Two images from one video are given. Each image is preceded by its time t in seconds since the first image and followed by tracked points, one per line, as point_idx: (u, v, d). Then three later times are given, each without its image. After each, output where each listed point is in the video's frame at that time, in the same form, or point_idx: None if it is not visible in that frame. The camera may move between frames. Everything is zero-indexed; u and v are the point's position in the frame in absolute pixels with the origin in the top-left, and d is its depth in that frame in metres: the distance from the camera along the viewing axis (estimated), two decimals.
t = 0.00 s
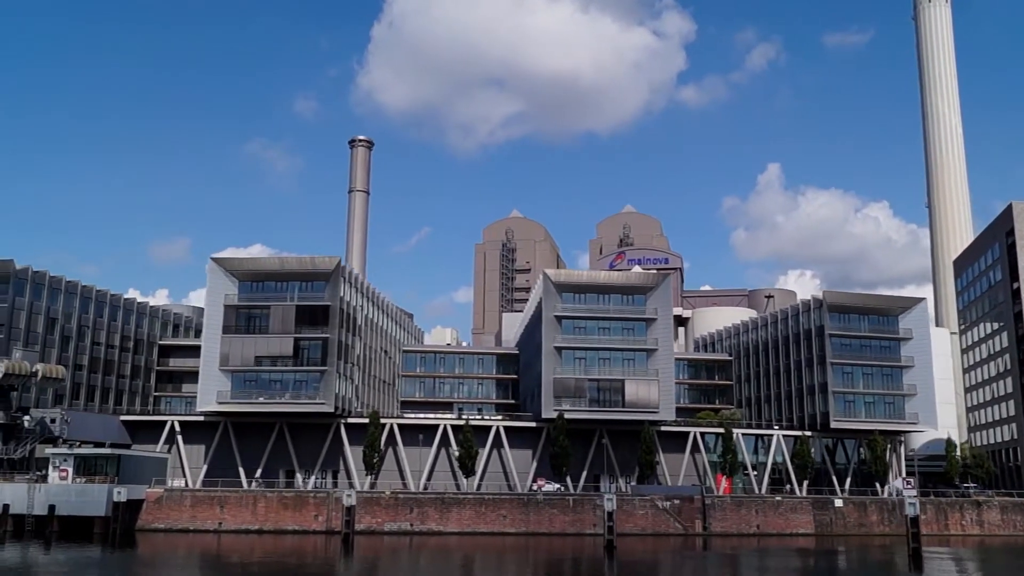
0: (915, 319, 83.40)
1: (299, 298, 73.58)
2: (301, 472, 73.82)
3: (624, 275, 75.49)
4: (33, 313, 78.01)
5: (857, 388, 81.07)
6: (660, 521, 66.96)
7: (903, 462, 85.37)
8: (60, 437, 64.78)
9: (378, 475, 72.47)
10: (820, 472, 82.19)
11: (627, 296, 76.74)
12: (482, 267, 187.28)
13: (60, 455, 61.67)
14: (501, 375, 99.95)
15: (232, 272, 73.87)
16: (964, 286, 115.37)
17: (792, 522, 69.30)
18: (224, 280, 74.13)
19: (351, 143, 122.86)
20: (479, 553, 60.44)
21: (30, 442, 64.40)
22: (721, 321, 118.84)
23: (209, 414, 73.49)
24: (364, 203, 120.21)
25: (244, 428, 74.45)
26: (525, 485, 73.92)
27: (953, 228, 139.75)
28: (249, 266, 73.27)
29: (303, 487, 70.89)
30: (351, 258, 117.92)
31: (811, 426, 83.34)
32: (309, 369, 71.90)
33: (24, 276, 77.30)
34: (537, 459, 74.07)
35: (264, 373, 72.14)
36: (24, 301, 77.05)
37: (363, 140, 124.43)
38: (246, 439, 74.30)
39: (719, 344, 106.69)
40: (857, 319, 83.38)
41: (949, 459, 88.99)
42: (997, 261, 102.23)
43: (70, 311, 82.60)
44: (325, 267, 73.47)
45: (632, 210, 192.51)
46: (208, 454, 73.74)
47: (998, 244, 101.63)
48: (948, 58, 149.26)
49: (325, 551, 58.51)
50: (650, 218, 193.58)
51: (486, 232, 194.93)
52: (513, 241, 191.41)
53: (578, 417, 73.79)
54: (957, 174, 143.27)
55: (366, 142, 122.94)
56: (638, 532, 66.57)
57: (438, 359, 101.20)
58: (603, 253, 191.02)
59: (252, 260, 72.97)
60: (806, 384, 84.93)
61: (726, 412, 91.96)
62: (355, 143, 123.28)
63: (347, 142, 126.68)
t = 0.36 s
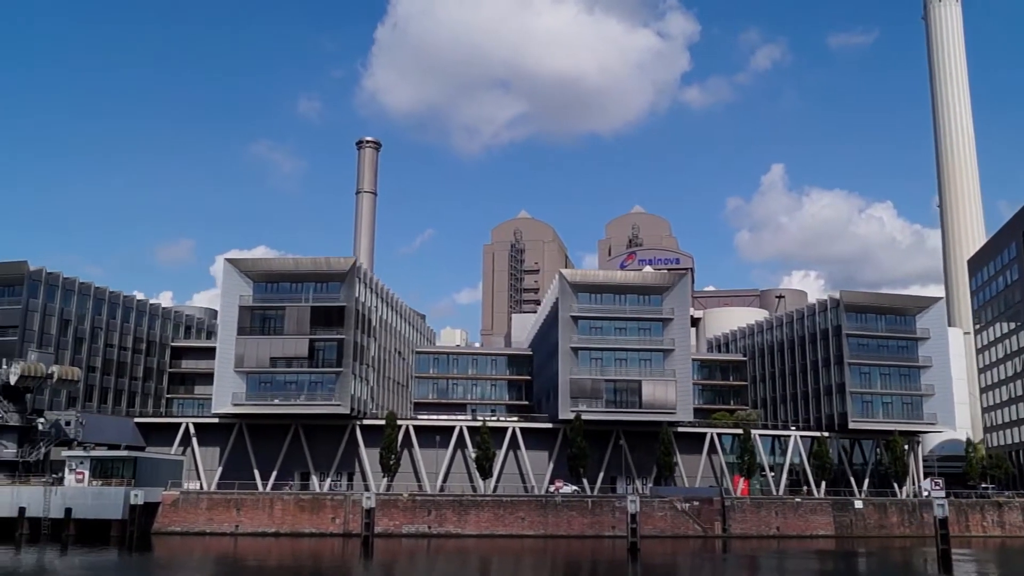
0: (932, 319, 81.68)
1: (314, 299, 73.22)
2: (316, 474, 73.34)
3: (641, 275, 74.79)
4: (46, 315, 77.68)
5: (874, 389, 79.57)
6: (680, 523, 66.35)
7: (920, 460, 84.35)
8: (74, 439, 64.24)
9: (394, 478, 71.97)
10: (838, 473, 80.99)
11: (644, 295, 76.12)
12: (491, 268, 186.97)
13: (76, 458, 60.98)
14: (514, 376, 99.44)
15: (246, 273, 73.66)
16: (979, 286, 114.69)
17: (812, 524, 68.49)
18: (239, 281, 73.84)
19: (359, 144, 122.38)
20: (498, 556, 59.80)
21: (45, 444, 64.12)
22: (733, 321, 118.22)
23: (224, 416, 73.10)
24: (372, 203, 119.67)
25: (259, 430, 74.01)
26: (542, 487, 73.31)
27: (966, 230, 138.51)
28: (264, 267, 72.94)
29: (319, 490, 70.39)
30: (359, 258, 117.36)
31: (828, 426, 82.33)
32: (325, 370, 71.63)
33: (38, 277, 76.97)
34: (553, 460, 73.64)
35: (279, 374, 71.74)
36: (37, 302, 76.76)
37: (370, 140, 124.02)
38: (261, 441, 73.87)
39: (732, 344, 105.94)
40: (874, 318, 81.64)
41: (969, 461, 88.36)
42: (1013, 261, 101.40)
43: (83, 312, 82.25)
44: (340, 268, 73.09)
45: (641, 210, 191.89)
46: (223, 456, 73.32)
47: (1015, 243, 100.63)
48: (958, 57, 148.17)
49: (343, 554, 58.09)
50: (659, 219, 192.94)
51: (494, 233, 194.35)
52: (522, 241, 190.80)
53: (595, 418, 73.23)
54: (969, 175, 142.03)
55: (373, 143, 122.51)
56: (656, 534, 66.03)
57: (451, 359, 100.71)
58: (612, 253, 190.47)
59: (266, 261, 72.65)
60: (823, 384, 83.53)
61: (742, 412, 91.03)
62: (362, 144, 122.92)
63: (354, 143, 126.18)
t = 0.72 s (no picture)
0: (949, 324, 80.61)
1: (329, 300, 72.98)
2: (331, 477, 72.94)
3: (657, 278, 74.34)
4: (59, 315, 77.28)
5: (891, 393, 78.27)
6: (697, 528, 65.72)
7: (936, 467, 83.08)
8: (88, 440, 63.75)
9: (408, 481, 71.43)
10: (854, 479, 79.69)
11: (660, 298, 75.75)
12: (499, 272, 188.20)
13: (91, 460, 60.70)
14: (526, 379, 98.91)
15: (261, 274, 73.43)
16: (994, 291, 114.07)
17: (830, 530, 67.72)
18: (253, 281, 73.53)
19: (368, 146, 121.90)
20: (515, 561, 59.24)
21: (59, 446, 63.69)
22: (746, 325, 117.52)
23: (238, 418, 72.66)
24: (380, 206, 119.03)
25: (272, 432, 73.52)
26: (558, 491, 72.98)
27: (977, 238, 137.13)
28: (279, 267, 72.67)
29: (334, 492, 69.98)
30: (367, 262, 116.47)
31: (844, 431, 81.24)
32: (340, 372, 71.23)
33: (51, 277, 76.60)
34: (569, 464, 73.10)
35: (293, 377, 71.25)
36: (50, 303, 76.44)
37: (379, 143, 123.61)
38: (274, 443, 73.36)
39: (746, 348, 104.78)
40: (890, 322, 80.42)
41: (987, 467, 87.64)
42: None
43: (95, 313, 81.83)
44: (355, 269, 72.85)
45: (651, 213, 191.28)
46: (236, 458, 72.81)
47: None
48: (972, 65, 146.76)
49: (359, 557, 57.67)
50: (668, 222, 192.34)
51: (503, 236, 193.70)
52: (531, 244, 190.14)
53: (611, 422, 72.54)
54: (981, 182, 140.48)
55: (381, 145, 122.05)
56: (674, 539, 65.39)
57: (463, 362, 100.14)
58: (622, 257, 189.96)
59: (281, 261, 72.37)
60: (839, 388, 82.18)
61: (756, 417, 89.26)
62: (370, 146, 122.56)
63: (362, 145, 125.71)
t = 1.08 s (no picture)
0: (959, 323, 80.09)
1: (340, 302, 72.64)
2: (340, 480, 72.38)
3: (670, 279, 74.02)
4: (65, 317, 76.83)
5: (901, 394, 77.18)
6: (711, 530, 65.05)
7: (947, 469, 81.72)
8: (95, 444, 63.13)
9: (419, 484, 71.03)
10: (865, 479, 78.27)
11: (672, 299, 75.36)
12: (503, 274, 188.43)
13: (99, 463, 59.84)
14: (534, 381, 98.66)
15: (270, 274, 73.09)
16: (1001, 292, 113.60)
17: (844, 530, 67.09)
18: (263, 282, 73.10)
19: (370, 148, 121.39)
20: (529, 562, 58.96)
21: (66, 450, 62.95)
22: (753, 326, 117.04)
23: (247, 420, 72.17)
24: (383, 207, 118.56)
25: (282, 435, 73.04)
26: (569, 493, 72.63)
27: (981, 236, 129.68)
28: (289, 268, 72.39)
29: (343, 495, 69.41)
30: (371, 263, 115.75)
31: (855, 432, 80.17)
32: (351, 374, 70.89)
33: (57, 279, 76.17)
34: (581, 465, 72.73)
35: (303, 379, 70.92)
36: (56, 304, 76.05)
37: (381, 144, 123.16)
38: (284, 445, 72.86)
39: (755, 349, 103.84)
40: (901, 323, 79.43)
41: (997, 466, 86.96)
42: None
43: (101, 315, 81.34)
44: (366, 271, 72.63)
45: (655, 215, 190.82)
46: (245, 461, 72.26)
47: None
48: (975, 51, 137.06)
49: (371, 560, 57.37)
50: (672, 224, 191.92)
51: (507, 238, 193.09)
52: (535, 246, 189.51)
53: (624, 423, 72.14)
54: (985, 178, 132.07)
55: (384, 146, 121.53)
56: (688, 541, 64.78)
57: (472, 364, 99.64)
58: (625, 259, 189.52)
59: (291, 261, 72.07)
60: (850, 389, 81.29)
61: (767, 418, 88.79)
62: (373, 148, 122.23)
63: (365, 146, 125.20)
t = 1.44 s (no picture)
0: (960, 322, 79.89)
1: (340, 303, 72.13)
2: (341, 484, 71.71)
3: (672, 279, 73.56)
4: (63, 321, 76.01)
5: (904, 394, 76.87)
6: (717, 531, 64.54)
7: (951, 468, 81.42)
8: (95, 448, 62.67)
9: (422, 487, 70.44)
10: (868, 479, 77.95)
11: (674, 299, 74.80)
12: (497, 277, 187.10)
13: (100, 468, 58.96)
14: (534, 383, 98.21)
15: (270, 276, 72.45)
16: (999, 290, 113.44)
17: (850, 531, 66.76)
18: (263, 285, 72.53)
19: (363, 149, 120.62)
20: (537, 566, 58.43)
21: (65, 454, 62.47)
22: (751, 326, 116.69)
23: (247, 424, 71.43)
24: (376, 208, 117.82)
25: (282, 438, 72.37)
26: (572, 496, 72.12)
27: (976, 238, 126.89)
28: (289, 270, 71.81)
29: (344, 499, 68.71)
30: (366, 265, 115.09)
31: (858, 431, 79.78)
32: (352, 376, 70.30)
33: (54, 282, 75.36)
34: (584, 467, 72.29)
35: (304, 381, 70.30)
36: (53, 308, 75.26)
37: (373, 146, 122.34)
38: (285, 449, 72.20)
39: (754, 349, 103.51)
40: (902, 322, 79.15)
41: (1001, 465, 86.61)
42: None
43: (98, 318, 80.55)
44: (367, 272, 72.19)
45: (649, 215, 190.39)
46: (246, 465, 71.53)
47: None
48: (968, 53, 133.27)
49: (377, 565, 56.71)
50: (667, 224, 191.77)
51: (501, 240, 192.47)
52: (529, 247, 188.94)
53: (628, 424, 71.68)
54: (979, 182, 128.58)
55: (377, 148, 120.73)
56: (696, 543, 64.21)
57: (472, 366, 99.11)
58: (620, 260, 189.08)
59: (291, 263, 71.51)
60: (852, 389, 80.89)
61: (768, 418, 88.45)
62: (366, 150, 121.65)
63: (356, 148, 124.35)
